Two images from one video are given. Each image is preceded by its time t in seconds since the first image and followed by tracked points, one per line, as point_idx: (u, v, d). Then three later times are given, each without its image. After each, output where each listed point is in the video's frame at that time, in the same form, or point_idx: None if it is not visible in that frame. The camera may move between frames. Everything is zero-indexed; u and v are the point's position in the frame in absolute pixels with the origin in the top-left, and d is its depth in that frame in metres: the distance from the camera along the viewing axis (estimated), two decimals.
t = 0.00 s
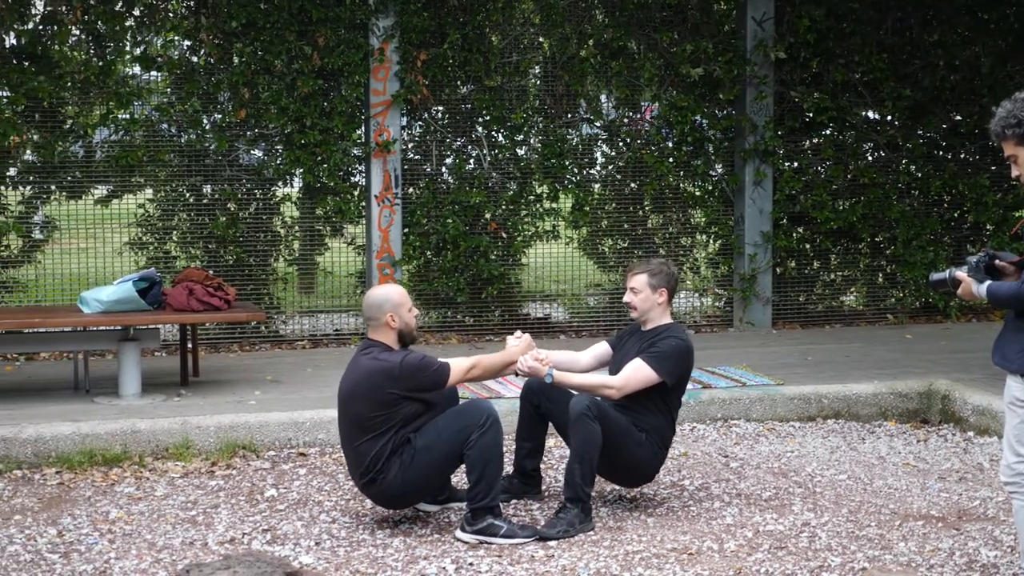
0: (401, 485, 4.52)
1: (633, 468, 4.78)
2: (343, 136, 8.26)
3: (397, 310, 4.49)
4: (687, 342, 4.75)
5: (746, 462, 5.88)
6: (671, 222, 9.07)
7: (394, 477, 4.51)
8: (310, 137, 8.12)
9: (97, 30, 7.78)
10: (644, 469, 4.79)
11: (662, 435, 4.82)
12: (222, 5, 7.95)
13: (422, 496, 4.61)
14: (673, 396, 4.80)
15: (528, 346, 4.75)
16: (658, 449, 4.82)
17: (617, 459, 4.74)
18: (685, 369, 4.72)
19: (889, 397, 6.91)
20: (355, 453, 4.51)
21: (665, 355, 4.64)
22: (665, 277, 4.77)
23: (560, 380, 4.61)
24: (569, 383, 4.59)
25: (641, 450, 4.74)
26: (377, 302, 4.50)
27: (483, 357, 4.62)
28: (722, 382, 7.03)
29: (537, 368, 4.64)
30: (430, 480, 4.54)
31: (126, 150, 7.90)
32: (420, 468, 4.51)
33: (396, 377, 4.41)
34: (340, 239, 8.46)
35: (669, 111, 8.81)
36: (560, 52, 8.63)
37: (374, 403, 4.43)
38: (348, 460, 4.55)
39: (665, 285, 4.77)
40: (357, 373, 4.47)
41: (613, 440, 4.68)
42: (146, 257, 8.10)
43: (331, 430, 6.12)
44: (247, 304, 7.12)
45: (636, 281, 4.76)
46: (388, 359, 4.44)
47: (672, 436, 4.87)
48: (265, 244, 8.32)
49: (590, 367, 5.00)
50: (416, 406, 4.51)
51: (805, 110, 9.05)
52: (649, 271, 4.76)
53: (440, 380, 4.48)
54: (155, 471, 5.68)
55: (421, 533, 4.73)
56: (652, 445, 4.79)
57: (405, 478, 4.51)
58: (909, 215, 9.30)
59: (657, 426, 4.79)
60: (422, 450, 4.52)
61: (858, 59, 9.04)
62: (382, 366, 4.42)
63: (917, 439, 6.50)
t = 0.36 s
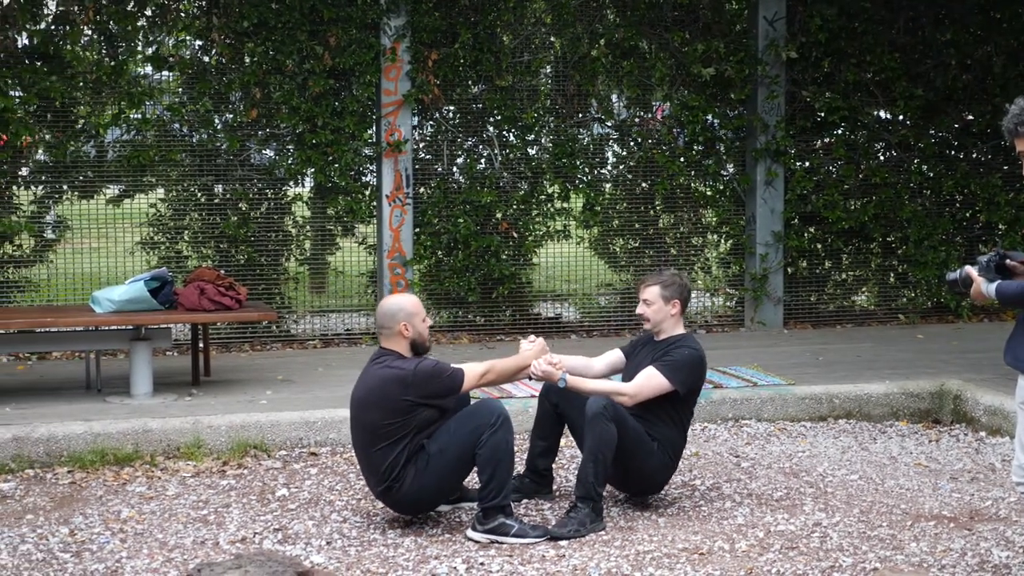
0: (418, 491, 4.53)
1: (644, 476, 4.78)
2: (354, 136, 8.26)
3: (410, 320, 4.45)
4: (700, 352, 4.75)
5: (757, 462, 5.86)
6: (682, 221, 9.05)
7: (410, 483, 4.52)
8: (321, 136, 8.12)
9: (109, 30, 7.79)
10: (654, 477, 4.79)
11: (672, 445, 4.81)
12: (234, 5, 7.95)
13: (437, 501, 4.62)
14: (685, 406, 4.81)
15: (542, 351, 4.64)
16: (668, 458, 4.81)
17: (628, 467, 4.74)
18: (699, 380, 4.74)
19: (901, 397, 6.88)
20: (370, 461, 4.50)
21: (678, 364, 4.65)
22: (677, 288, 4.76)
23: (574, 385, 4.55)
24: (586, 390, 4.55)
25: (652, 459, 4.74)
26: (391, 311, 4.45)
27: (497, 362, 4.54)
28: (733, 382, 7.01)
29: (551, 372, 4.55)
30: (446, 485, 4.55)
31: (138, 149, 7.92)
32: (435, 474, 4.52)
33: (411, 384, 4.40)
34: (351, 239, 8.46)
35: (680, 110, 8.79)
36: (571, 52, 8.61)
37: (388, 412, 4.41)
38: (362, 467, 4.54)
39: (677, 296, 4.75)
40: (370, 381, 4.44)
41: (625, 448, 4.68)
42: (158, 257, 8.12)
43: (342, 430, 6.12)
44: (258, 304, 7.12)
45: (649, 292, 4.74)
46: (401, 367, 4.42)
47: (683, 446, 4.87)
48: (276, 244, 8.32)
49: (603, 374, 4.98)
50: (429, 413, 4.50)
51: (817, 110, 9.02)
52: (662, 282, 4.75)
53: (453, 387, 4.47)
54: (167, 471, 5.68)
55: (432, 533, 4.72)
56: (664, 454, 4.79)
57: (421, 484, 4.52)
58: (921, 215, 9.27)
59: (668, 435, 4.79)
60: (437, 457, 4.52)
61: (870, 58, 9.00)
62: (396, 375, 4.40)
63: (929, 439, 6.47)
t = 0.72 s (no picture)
0: (432, 496, 4.53)
1: (650, 483, 4.77)
2: (362, 133, 8.27)
3: (418, 329, 4.47)
4: (711, 361, 4.76)
5: (764, 460, 5.85)
6: (690, 219, 9.04)
7: (424, 488, 4.52)
8: (329, 134, 8.12)
9: (117, 28, 7.79)
10: (660, 484, 4.79)
11: (679, 453, 4.81)
12: (241, 3, 7.95)
13: (449, 506, 4.62)
14: (694, 415, 4.81)
15: (551, 356, 4.72)
16: (674, 466, 4.81)
17: (635, 473, 4.74)
18: (709, 389, 4.74)
19: (909, 395, 6.86)
20: (383, 468, 4.49)
21: (689, 373, 4.67)
22: (689, 299, 4.76)
23: (584, 391, 4.64)
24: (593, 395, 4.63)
25: (659, 466, 4.74)
26: (398, 320, 4.46)
27: (508, 366, 4.55)
28: (741, 380, 6.99)
29: (561, 377, 4.63)
30: (459, 490, 4.55)
31: (146, 147, 7.92)
32: (449, 479, 4.51)
33: (423, 389, 4.40)
34: (359, 237, 8.47)
35: (688, 108, 8.78)
36: (579, 49, 8.60)
37: (401, 419, 4.41)
38: (375, 475, 4.54)
39: (689, 307, 4.75)
40: (381, 388, 4.43)
41: (633, 454, 4.68)
42: (166, 255, 8.12)
43: (349, 427, 6.13)
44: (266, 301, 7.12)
45: (661, 303, 4.74)
46: (412, 372, 4.42)
47: (690, 455, 4.87)
48: (284, 242, 8.33)
49: (613, 381, 5.00)
50: (441, 418, 4.49)
51: (825, 107, 9.00)
52: (673, 292, 4.75)
53: (465, 391, 4.47)
54: (175, 468, 5.69)
55: (440, 530, 4.72)
56: (671, 462, 4.79)
57: (435, 489, 4.52)
58: (929, 212, 9.24)
59: (676, 444, 4.80)
60: (449, 462, 4.51)
61: (878, 56, 8.97)
62: (408, 380, 4.40)
63: (937, 437, 6.46)
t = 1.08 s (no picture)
0: (440, 495, 4.53)
1: (658, 481, 4.77)
2: (368, 130, 8.26)
3: (426, 328, 4.46)
4: (720, 362, 4.75)
5: (771, 457, 5.85)
6: (696, 215, 9.02)
7: (433, 486, 4.52)
8: (335, 131, 8.12)
9: (123, 25, 7.80)
10: (666, 483, 4.78)
11: (686, 453, 4.81)
12: None
13: (456, 505, 4.62)
14: (702, 415, 4.80)
15: (560, 355, 4.74)
16: (681, 465, 4.80)
17: (642, 472, 4.73)
18: (717, 389, 4.74)
19: (915, 391, 6.85)
20: (391, 467, 4.49)
21: (697, 372, 4.66)
22: (698, 299, 4.74)
23: (592, 390, 4.67)
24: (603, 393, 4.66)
25: (666, 464, 4.73)
26: (407, 319, 4.45)
27: (516, 366, 4.61)
28: (747, 377, 6.98)
29: (570, 377, 4.65)
30: (467, 488, 4.55)
31: (152, 144, 7.93)
32: (458, 477, 4.52)
33: (433, 388, 4.40)
34: (365, 233, 8.47)
35: (694, 105, 8.78)
36: (585, 46, 8.60)
37: (411, 417, 4.41)
38: (384, 474, 4.53)
39: (698, 308, 4.73)
40: (390, 387, 4.43)
41: (642, 452, 4.68)
42: (172, 251, 8.13)
43: (356, 424, 6.13)
44: (272, 298, 7.12)
45: (670, 304, 4.73)
46: (422, 371, 4.42)
47: (697, 455, 4.86)
48: (290, 238, 8.33)
49: (621, 380, 5.00)
50: (450, 417, 4.50)
51: (832, 104, 8.98)
52: (683, 293, 4.73)
53: (474, 389, 4.48)
54: (181, 464, 5.69)
55: (447, 527, 4.72)
56: (678, 461, 4.78)
57: (444, 487, 4.52)
58: (936, 209, 9.22)
59: (684, 444, 4.79)
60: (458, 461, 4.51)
61: (885, 52, 8.95)
62: (419, 379, 4.40)
63: (944, 434, 6.44)
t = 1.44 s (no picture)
0: (444, 489, 4.55)
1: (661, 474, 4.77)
2: (371, 124, 8.26)
3: (428, 324, 4.45)
4: (722, 356, 4.75)
5: (774, 451, 5.84)
6: (700, 210, 9.01)
7: (437, 481, 4.54)
8: (339, 125, 8.12)
9: (127, 19, 7.79)
10: (669, 475, 4.78)
11: (688, 446, 4.80)
12: None
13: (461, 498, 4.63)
14: (704, 409, 4.80)
15: (562, 349, 4.69)
16: (684, 459, 4.80)
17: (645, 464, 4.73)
18: (719, 383, 4.73)
19: (919, 385, 6.84)
20: (396, 462, 4.51)
21: (698, 365, 4.66)
22: (699, 293, 4.74)
23: (595, 385, 4.66)
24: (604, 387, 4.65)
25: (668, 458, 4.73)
26: (409, 316, 4.44)
27: (519, 360, 4.54)
28: (751, 371, 6.97)
29: (573, 371, 4.66)
30: (472, 482, 4.56)
31: (156, 139, 7.93)
32: (463, 472, 4.52)
33: (436, 385, 4.39)
34: (368, 228, 8.48)
35: (697, 99, 8.76)
36: (588, 40, 8.58)
37: (414, 415, 4.41)
38: (388, 469, 4.55)
39: (699, 302, 4.74)
40: (393, 383, 4.42)
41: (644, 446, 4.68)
42: (175, 246, 8.13)
43: (359, 418, 6.14)
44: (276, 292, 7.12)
45: (671, 298, 4.73)
46: (425, 368, 4.40)
47: (701, 449, 4.85)
48: (294, 232, 8.34)
49: (624, 375, 4.95)
50: (454, 413, 4.49)
51: (835, 98, 8.97)
52: (684, 287, 4.73)
53: (478, 386, 4.45)
54: (185, 459, 5.70)
55: (450, 521, 4.72)
56: (681, 454, 4.78)
57: (448, 482, 4.54)
58: (939, 203, 9.21)
59: (687, 437, 4.79)
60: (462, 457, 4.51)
61: (888, 47, 8.94)
62: (421, 376, 4.39)
63: (948, 428, 6.44)
